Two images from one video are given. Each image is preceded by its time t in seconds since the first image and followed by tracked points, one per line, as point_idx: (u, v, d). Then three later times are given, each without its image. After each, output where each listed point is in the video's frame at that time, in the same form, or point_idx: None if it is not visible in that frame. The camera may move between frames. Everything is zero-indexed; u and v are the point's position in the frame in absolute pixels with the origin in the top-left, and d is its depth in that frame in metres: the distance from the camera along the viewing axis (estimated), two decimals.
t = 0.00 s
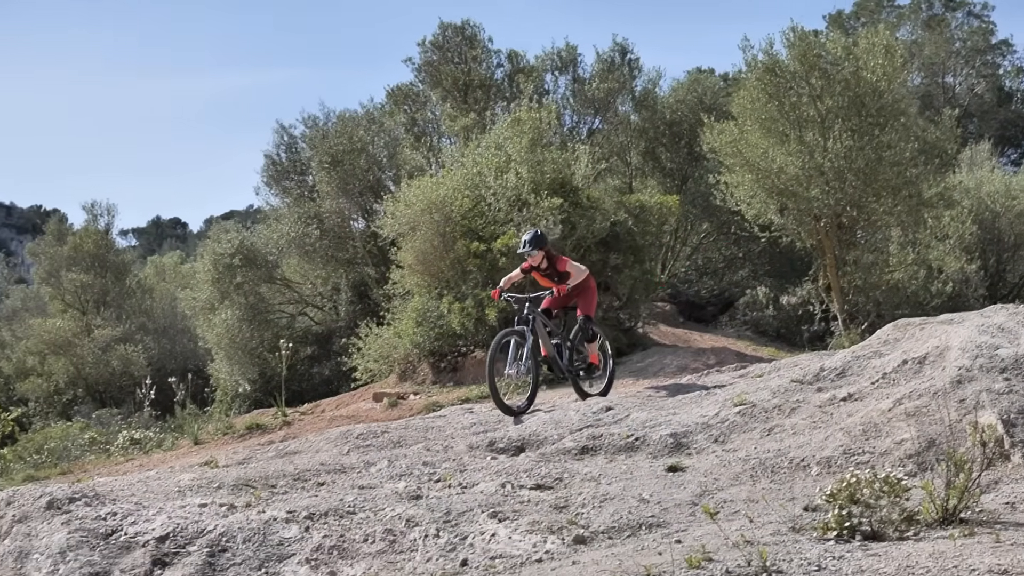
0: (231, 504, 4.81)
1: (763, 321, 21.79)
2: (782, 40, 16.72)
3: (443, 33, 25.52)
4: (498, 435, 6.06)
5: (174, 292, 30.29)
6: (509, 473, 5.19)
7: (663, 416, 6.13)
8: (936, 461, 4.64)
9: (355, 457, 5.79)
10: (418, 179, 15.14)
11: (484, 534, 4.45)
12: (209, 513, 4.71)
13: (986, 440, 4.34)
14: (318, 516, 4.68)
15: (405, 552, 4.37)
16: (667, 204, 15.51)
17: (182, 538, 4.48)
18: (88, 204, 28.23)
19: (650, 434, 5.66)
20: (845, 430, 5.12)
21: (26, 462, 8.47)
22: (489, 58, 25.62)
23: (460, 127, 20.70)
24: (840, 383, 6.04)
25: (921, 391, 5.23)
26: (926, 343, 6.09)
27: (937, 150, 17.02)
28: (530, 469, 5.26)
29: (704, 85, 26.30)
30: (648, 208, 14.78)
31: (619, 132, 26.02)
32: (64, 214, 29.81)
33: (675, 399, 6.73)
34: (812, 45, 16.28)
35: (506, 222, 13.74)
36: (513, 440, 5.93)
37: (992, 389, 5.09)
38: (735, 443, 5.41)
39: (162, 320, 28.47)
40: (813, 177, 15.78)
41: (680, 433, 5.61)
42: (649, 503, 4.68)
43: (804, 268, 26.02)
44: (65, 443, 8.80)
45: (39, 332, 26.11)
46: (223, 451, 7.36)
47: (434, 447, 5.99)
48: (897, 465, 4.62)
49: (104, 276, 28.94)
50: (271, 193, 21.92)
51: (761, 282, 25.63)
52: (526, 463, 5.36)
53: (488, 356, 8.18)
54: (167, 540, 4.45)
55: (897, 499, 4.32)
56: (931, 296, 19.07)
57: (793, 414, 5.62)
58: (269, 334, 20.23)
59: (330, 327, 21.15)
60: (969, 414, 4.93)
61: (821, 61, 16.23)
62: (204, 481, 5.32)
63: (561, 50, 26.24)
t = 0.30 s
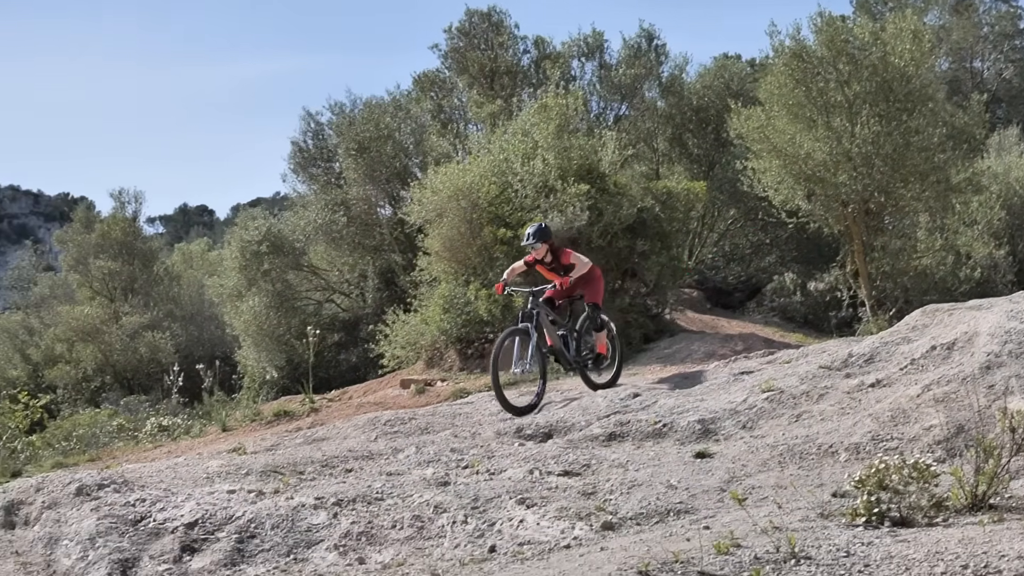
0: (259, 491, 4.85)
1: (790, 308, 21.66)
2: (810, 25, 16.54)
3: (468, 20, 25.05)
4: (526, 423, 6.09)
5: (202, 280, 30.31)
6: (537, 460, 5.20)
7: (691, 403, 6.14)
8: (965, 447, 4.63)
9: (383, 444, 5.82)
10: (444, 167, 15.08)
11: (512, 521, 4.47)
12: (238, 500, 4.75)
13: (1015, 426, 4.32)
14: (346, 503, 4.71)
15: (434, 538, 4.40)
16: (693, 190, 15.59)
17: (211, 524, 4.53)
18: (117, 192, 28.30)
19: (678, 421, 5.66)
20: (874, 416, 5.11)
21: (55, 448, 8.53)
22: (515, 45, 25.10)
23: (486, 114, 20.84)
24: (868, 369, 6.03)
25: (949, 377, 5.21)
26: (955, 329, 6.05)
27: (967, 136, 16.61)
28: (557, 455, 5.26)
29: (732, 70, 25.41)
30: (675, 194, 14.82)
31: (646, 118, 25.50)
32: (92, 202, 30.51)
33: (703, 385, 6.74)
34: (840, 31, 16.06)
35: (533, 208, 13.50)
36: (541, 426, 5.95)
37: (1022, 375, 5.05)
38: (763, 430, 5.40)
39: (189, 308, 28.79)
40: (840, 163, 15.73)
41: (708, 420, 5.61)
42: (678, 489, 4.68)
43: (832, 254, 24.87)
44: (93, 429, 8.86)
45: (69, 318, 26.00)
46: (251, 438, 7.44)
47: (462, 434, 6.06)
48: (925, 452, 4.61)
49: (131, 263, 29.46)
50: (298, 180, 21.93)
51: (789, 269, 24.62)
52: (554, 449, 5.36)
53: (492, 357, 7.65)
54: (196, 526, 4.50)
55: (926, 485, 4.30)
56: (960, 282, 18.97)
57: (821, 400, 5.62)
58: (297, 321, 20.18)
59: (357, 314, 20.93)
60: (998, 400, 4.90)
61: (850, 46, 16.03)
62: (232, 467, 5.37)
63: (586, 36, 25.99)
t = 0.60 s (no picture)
0: (288, 479, 4.90)
1: (819, 296, 21.44)
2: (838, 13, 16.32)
3: (495, 8, 24.28)
4: (556, 411, 6.10)
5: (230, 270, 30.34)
6: (566, 448, 5.20)
7: (720, 391, 6.17)
8: (995, 436, 4.60)
9: (411, 433, 5.88)
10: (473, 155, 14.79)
11: (541, 509, 4.48)
12: (267, 489, 4.79)
13: None
14: (374, 492, 4.74)
15: (462, 526, 4.43)
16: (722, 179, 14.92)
17: (241, 513, 4.57)
18: (145, 181, 28.41)
19: (707, 409, 5.67)
20: (903, 405, 5.09)
21: (85, 437, 8.62)
22: (543, 33, 24.16)
23: (514, 104, 20.06)
24: (898, 358, 6.03)
25: (979, 365, 5.18)
26: (986, 317, 6.01)
27: (995, 123, 16.87)
28: (586, 443, 5.26)
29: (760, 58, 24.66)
30: (703, 182, 14.28)
31: (674, 107, 24.64)
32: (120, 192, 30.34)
33: (732, 374, 6.79)
34: (868, 18, 15.81)
35: (561, 197, 13.34)
36: (569, 415, 5.97)
37: None
38: (792, 418, 5.40)
39: (218, 298, 28.66)
40: (868, 151, 15.47)
41: (737, 409, 5.61)
42: (706, 477, 4.68)
43: (862, 242, 23.32)
44: (123, 419, 8.97)
45: (97, 308, 25.99)
46: (282, 427, 7.51)
47: (491, 422, 6.10)
48: (955, 441, 4.60)
49: (160, 253, 29.38)
50: (326, 170, 21.72)
51: (817, 258, 23.57)
52: (583, 438, 5.36)
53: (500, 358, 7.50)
54: (225, 515, 4.54)
55: (956, 473, 4.28)
56: (989, 271, 17.44)
57: (851, 388, 5.61)
58: (325, 310, 20.13)
59: (386, 304, 20.95)
60: None
61: (877, 33, 15.78)
62: (261, 456, 5.41)
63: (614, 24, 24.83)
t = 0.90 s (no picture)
0: (317, 471, 4.94)
1: (848, 287, 21.00)
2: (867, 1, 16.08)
3: None
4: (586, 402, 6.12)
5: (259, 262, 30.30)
6: (595, 439, 5.21)
7: (749, 382, 6.20)
8: None
9: (441, 424, 5.91)
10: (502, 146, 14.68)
11: (571, 500, 4.49)
12: (297, 480, 4.84)
13: None
14: (404, 483, 4.78)
15: (492, 517, 4.46)
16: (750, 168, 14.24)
17: (271, 504, 4.60)
18: (173, 172, 28.29)
19: (737, 400, 5.68)
20: (933, 395, 5.08)
21: (117, 428, 8.71)
22: (571, 24, 24.13)
23: (542, 95, 20.10)
24: (927, 348, 6.04)
25: (1011, 355, 5.14)
26: (1018, 308, 5.98)
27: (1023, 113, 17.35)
28: (615, 434, 5.27)
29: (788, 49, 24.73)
30: (731, 172, 13.80)
31: (701, 97, 24.62)
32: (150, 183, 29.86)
33: (761, 365, 6.85)
34: (897, 7, 15.65)
35: (589, 187, 13.18)
36: (598, 406, 5.97)
37: None
38: (822, 409, 5.40)
39: (246, 289, 28.30)
40: (898, 141, 15.38)
41: (767, 400, 5.62)
42: (736, 468, 4.68)
43: (891, 233, 23.05)
44: (152, 411, 9.06)
45: (127, 300, 25.97)
46: (311, 418, 7.56)
47: (520, 413, 6.12)
48: (986, 431, 4.57)
49: (188, 245, 28.97)
50: (354, 161, 21.76)
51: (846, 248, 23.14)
52: (613, 429, 5.37)
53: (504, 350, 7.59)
54: (255, 506, 4.58)
55: (987, 464, 4.26)
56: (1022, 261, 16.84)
57: (880, 378, 5.61)
58: (353, 301, 19.82)
59: (413, 295, 20.52)
60: None
61: (907, 23, 15.64)
62: (290, 448, 5.46)
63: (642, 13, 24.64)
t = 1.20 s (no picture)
0: (348, 462, 4.97)
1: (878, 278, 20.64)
2: None
3: None
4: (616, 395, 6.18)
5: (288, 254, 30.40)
6: (625, 431, 5.22)
7: (779, 373, 6.22)
8: None
9: (471, 416, 5.95)
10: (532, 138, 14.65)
11: (602, 492, 4.51)
12: (327, 472, 4.87)
13: None
14: (434, 474, 4.81)
15: (523, 509, 4.48)
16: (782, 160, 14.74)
17: (301, 495, 4.64)
18: (203, 166, 28.45)
19: (767, 391, 5.69)
20: (965, 386, 5.06)
21: (147, 421, 8.76)
22: (600, 16, 23.57)
23: (570, 87, 20.75)
24: (959, 339, 6.02)
25: None
26: None
27: None
28: (646, 426, 5.27)
29: (818, 39, 24.51)
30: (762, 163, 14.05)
31: (731, 88, 24.44)
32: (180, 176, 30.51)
33: (791, 356, 6.85)
34: None
35: (618, 178, 13.12)
36: (628, 397, 6.02)
37: None
38: (853, 400, 5.40)
39: (276, 281, 28.49)
40: (928, 131, 15.25)
41: (797, 390, 5.63)
42: (767, 459, 4.68)
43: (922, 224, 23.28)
44: (184, 404, 9.14)
45: (157, 293, 26.00)
46: (341, 410, 7.61)
47: (552, 405, 6.12)
48: (1018, 421, 4.54)
49: (218, 237, 29.56)
50: (384, 154, 21.59)
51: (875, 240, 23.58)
52: (643, 420, 5.39)
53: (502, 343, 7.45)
54: (286, 498, 4.62)
55: (1019, 455, 4.25)
56: None
57: (911, 369, 5.61)
58: (382, 294, 20.13)
59: (443, 287, 20.75)
60: None
61: (937, 13, 15.56)
62: (321, 440, 5.50)
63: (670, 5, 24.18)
